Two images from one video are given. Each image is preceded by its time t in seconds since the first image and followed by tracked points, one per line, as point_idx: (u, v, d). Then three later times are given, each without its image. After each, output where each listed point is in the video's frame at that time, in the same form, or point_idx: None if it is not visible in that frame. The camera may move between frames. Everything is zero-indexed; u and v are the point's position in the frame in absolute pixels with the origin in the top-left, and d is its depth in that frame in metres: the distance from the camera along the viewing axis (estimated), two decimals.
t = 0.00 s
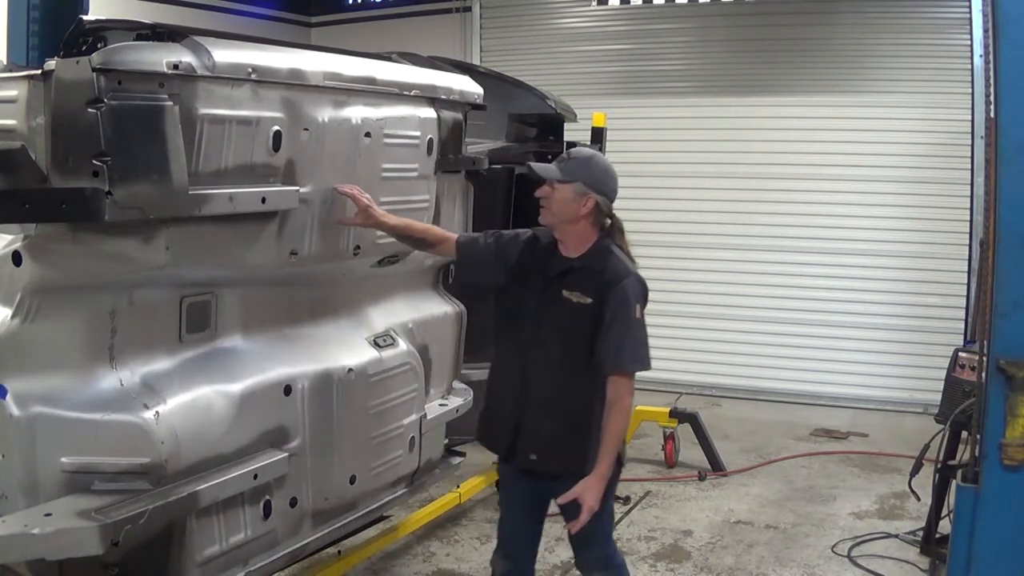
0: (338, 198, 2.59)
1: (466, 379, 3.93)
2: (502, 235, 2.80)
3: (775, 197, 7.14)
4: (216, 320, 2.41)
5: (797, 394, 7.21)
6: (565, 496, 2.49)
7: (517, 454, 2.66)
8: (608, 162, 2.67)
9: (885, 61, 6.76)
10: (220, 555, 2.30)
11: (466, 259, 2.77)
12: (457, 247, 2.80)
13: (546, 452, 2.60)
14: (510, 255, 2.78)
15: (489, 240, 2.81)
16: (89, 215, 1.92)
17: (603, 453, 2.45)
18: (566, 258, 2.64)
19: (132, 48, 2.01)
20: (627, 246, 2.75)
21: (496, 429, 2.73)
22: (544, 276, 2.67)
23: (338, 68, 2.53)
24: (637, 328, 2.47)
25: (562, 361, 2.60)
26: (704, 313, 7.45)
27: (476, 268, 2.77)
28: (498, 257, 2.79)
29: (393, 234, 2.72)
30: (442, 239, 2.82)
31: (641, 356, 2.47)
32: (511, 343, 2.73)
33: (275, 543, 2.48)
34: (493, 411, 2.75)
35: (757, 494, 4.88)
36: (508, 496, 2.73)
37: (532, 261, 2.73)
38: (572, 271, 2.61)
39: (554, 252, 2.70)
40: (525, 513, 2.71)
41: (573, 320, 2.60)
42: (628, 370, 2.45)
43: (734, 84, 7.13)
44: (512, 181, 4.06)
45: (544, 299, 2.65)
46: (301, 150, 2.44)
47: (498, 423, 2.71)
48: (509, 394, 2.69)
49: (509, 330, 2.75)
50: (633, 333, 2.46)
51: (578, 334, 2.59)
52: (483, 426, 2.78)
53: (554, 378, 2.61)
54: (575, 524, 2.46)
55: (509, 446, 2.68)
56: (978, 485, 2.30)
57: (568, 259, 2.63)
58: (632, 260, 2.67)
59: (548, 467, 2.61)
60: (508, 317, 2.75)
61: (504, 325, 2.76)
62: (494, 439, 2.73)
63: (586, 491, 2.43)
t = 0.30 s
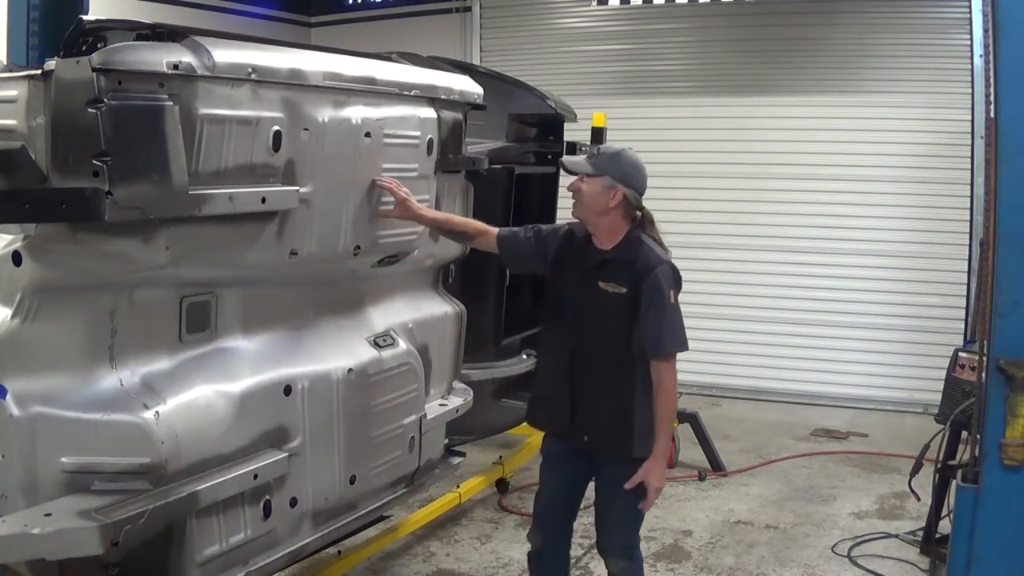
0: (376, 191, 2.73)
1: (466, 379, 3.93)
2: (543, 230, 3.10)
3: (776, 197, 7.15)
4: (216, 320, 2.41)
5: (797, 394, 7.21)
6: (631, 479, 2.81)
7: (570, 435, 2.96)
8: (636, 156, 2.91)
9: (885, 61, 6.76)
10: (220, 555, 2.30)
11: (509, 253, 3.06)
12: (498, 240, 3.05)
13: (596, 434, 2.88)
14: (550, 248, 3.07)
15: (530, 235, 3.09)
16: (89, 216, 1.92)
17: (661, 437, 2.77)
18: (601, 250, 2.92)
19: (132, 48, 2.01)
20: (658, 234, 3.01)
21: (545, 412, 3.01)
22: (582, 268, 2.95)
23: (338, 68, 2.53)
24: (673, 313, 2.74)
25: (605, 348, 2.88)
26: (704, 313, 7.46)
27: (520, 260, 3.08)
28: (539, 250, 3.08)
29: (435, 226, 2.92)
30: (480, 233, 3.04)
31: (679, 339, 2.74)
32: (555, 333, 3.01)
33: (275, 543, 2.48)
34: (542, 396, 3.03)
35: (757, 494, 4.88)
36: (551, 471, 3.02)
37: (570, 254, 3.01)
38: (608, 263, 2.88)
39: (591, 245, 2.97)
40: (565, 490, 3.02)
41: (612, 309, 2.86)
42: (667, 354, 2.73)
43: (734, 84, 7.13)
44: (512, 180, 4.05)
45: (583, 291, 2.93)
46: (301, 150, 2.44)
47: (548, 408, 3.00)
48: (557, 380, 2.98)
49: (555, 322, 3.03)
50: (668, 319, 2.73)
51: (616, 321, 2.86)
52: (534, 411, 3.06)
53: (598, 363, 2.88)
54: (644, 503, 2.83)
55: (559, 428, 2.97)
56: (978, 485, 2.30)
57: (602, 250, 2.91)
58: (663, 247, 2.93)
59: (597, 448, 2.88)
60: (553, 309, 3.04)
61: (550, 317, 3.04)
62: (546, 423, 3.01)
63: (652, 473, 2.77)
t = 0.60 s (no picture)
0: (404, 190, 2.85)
1: (466, 379, 3.92)
2: (561, 224, 3.23)
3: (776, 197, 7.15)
4: (216, 321, 2.41)
5: (797, 394, 7.21)
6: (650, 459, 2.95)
7: (580, 420, 3.09)
8: (643, 152, 3.05)
9: (885, 61, 6.76)
10: (220, 555, 2.30)
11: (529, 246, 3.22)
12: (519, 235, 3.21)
13: (601, 419, 3.01)
14: (566, 241, 3.22)
15: (550, 229, 3.24)
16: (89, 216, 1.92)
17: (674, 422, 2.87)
18: (612, 242, 3.04)
19: (132, 48, 2.01)
20: (668, 227, 3.12)
21: (558, 398, 3.16)
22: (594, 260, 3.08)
23: (338, 68, 2.53)
24: (678, 301, 2.84)
25: (613, 335, 3.01)
26: (705, 313, 7.46)
27: (541, 254, 3.23)
28: (558, 243, 3.22)
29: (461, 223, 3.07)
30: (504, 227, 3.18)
31: (684, 326, 2.85)
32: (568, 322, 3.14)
33: (275, 543, 2.47)
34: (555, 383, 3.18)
35: (757, 494, 4.88)
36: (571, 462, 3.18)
37: (584, 247, 3.15)
38: (618, 253, 3.01)
39: (604, 237, 3.11)
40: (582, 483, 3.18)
41: (621, 299, 2.99)
42: (673, 341, 2.84)
43: (734, 84, 7.13)
44: (511, 180, 4.04)
45: (594, 281, 3.06)
46: (301, 150, 2.44)
47: (560, 393, 3.14)
48: (568, 367, 3.12)
49: (567, 310, 3.17)
50: (675, 306, 2.84)
51: (625, 309, 2.98)
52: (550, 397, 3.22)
53: (607, 350, 3.02)
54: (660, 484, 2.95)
55: (571, 413, 3.12)
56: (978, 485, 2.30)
57: (614, 243, 3.04)
58: (672, 239, 3.05)
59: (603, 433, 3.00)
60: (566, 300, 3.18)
61: (564, 307, 3.19)
62: (559, 408, 3.15)
63: (667, 453, 2.89)
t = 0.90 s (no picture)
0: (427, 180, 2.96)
1: (466, 380, 3.92)
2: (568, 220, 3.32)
3: (776, 197, 7.15)
4: (216, 321, 2.40)
5: (797, 394, 7.21)
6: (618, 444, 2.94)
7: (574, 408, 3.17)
8: (648, 155, 3.07)
9: (885, 61, 6.76)
10: (220, 555, 2.30)
11: (538, 239, 3.30)
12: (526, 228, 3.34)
13: (596, 409, 3.09)
14: (573, 236, 3.30)
15: (557, 225, 3.32)
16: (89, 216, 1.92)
17: (649, 410, 2.88)
18: (613, 240, 3.07)
19: (132, 48, 2.01)
20: (668, 228, 3.15)
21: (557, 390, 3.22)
22: (595, 254, 3.15)
23: (338, 68, 2.53)
24: (671, 297, 2.87)
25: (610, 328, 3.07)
26: (705, 313, 7.46)
27: (548, 248, 3.31)
28: (564, 238, 3.32)
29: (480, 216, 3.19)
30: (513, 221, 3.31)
31: (676, 322, 2.86)
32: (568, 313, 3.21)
33: (274, 543, 2.47)
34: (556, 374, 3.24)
35: (757, 494, 4.87)
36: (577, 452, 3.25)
37: (588, 242, 3.22)
38: (617, 250, 3.06)
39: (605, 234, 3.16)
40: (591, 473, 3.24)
41: (618, 293, 3.05)
42: (662, 334, 2.85)
43: (734, 84, 7.13)
44: (510, 181, 4.04)
45: (594, 275, 3.13)
46: (301, 150, 2.44)
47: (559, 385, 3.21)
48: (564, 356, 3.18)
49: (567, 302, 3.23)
50: (666, 302, 2.87)
51: (621, 303, 3.04)
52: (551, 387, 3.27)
53: (604, 342, 3.08)
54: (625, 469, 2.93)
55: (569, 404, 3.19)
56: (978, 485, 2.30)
57: (614, 240, 3.06)
58: (671, 238, 3.08)
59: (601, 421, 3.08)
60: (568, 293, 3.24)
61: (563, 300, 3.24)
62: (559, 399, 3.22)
63: (636, 440, 2.87)
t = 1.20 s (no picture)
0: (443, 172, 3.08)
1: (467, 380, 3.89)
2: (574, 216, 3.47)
3: (776, 197, 7.15)
4: (216, 321, 2.41)
5: (797, 394, 7.21)
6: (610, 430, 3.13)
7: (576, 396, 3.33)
8: (652, 155, 3.22)
9: (885, 61, 6.76)
10: (220, 556, 2.30)
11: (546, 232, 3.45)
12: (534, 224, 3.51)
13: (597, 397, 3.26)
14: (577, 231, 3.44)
15: (563, 221, 3.46)
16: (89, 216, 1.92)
17: (640, 398, 3.06)
18: (616, 236, 3.24)
19: (132, 48, 2.01)
20: (669, 226, 3.35)
21: (556, 380, 3.35)
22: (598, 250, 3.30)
23: (338, 68, 2.53)
24: (669, 293, 3.05)
25: (611, 321, 3.22)
26: (705, 313, 7.46)
27: (555, 242, 3.45)
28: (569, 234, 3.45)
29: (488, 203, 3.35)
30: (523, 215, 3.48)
31: (672, 318, 3.05)
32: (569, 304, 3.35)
33: (274, 543, 2.47)
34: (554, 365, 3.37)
35: (757, 494, 4.87)
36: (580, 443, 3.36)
37: (591, 238, 3.37)
38: (619, 246, 3.22)
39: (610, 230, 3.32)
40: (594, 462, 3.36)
41: (619, 287, 3.21)
42: (657, 328, 3.04)
43: (734, 84, 7.13)
44: (511, 180, 4.04)
45: (596, 270, 3.29)
46: (301, 150, 2.44)
47: (559, 376, 3.34)
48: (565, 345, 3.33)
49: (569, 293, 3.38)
50: (664, 297, 3.05)
51: (622, 297, 3.20)
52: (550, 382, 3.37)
53: (606, 334, 3.24)
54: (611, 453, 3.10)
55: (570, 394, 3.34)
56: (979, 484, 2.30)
57: (617, 237, 3.23)
58: (672, 236, 3.25)
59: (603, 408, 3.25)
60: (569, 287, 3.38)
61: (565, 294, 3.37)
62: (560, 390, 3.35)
63: (624, 427, 3.06)
